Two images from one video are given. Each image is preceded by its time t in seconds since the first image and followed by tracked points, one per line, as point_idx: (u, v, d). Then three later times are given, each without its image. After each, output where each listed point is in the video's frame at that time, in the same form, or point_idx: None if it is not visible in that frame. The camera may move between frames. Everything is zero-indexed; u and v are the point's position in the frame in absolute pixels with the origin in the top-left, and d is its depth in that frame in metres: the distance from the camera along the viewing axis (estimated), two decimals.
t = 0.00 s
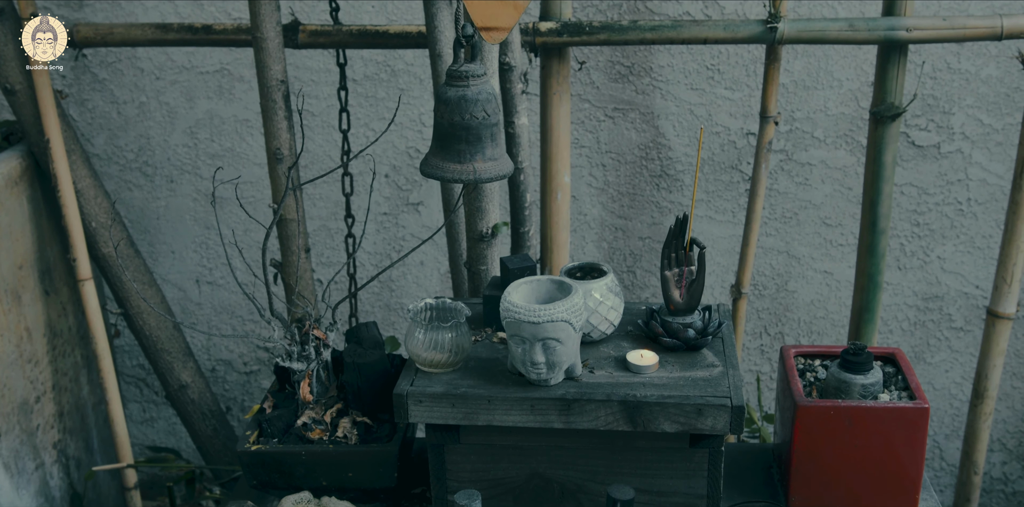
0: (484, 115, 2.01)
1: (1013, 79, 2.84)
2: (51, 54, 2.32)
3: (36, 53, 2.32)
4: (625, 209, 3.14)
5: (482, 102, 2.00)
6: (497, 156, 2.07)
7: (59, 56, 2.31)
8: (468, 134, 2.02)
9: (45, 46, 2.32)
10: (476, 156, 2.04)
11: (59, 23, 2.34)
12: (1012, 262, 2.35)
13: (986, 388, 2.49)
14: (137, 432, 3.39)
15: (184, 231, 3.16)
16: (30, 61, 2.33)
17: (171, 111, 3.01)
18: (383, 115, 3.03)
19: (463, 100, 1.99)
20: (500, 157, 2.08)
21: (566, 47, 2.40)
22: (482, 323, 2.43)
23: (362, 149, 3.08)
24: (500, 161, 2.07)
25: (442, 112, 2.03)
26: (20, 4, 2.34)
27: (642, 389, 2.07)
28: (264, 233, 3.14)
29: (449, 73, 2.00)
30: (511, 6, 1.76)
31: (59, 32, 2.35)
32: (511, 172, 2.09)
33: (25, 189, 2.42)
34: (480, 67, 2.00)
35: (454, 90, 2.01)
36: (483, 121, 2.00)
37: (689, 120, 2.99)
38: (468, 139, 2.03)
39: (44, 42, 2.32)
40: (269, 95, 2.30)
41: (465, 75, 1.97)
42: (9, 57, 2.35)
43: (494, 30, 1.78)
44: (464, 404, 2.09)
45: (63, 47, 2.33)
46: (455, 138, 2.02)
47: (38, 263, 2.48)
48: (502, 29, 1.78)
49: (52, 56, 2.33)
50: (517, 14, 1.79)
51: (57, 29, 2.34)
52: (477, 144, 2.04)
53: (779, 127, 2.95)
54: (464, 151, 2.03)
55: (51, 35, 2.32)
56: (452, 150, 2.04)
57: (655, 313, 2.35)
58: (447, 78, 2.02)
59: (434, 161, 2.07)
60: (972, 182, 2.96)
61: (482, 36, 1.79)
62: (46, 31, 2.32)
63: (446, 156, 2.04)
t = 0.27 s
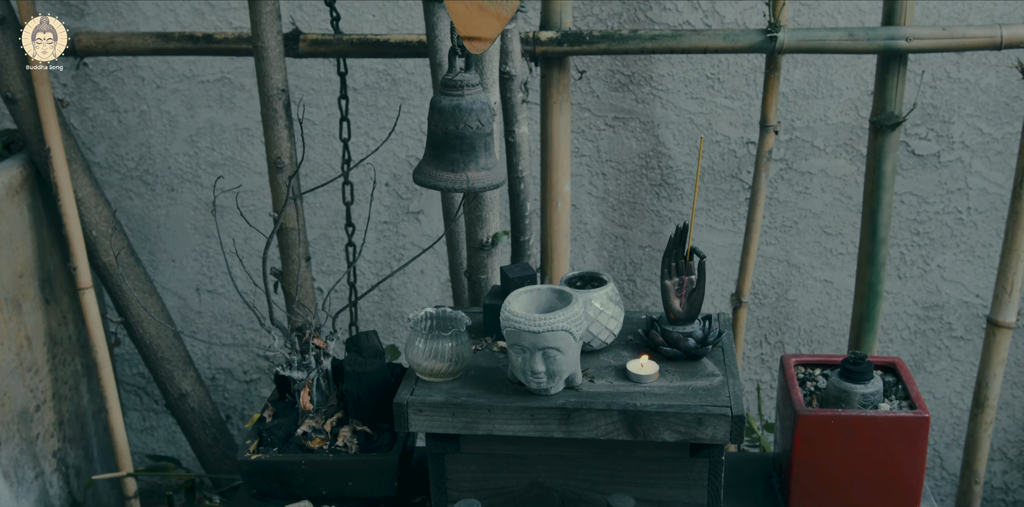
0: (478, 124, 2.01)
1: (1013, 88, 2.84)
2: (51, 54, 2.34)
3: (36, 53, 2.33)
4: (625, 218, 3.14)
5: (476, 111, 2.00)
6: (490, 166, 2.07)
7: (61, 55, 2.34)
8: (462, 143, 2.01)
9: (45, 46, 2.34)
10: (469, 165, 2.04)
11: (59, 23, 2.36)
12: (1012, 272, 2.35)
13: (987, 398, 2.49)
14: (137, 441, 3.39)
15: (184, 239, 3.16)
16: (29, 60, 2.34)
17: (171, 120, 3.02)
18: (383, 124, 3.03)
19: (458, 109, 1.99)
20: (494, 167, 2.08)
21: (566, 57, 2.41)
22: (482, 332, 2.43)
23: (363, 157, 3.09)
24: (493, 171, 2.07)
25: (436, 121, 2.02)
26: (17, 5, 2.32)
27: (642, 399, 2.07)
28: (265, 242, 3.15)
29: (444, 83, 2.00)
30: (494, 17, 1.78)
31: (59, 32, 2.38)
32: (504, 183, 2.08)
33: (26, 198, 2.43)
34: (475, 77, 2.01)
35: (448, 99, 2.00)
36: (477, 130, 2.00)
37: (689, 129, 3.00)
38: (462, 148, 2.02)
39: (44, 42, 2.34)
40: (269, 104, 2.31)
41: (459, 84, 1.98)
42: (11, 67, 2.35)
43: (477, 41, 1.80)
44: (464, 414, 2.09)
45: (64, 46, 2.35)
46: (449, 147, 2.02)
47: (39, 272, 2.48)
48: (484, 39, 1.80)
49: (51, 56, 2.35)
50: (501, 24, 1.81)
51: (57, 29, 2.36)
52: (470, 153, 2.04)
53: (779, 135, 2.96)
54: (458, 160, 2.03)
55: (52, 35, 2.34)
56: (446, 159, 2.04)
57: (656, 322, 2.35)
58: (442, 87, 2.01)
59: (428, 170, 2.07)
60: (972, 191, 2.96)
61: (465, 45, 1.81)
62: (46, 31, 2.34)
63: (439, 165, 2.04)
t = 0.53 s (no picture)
0: (478, 131, 2.00)
1: (1013, 96, 2.85)
2: (51, 54, 2.37)
3: (36, 53, 2.34)
4: (626, 225, 3.14)
5: (477, 119, 1.99)
6: (490, 173, 2.07)
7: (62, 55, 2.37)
8: (462, 150, 2.01)
9: (45, 45, 2.36)
10: (469, 173, 2.04)
11: (59, 24, 2.39)
12: (1014, 279, 2.35)
13: (988, 405, 2.49)
14: (138, 448, 3.39)
15: (186, 247, 3.16)
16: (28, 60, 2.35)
17: (173, 127, 3.02)
18: (384, 131, 3.04)
19: (457, 117, 1.98)
20: (493, 174, 2.08)
21: (567, 64, 2.41)
22: (484, 340, 2.43)
23: (364, 165, 3.09)
24: (493, 178, 2.07)
25: (436, 128, 2.02)
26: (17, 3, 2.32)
27: (643, 406, 2.06)
28: (266, 249, 3.15)
29: (444, 90, 1.99)
30: (483, 24, 1.76)
31: (57, 32, 2.40)
32: (503, 190, 2.08)
33: (28, 205, 2.43)
34: (474, 84, 2.00)
35: (448, 106, 2.00)
36: (477, 138, 1.99)
37: (690, 137, 3.00)
38: (461, 156, 2.02)
39: (45, 42, 2.36)
40: (271, 111, 2.31)
41: (459, 92, 1.97)
42: (13, 75, 2.36)
43: (466, 47, 1.77)
44: (466, 421, 2.08)
45: (64, 47, 2.38)
46: (449, 155, 2.01)
47: (40, 279, 2.48)
48: (474, 45, 1.77)
49: (51, 56, 2.38)
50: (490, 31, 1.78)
51: (56, 29, 2.38)
52: (470, 161, 2.03)
53: (780, 143, 2.96)
54: (457, 167, 2.03)
55: (52, 35, 2.37)
56: (446, 166, 2.03)
57: (657, 330, 2.35)
58: (441, 94, 2.00)
59: (428, 177, 2.06)
60: (973, 198, 2.97)
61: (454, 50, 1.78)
62: (46, 31, 2.36)
63: (438, 172, 2.04)
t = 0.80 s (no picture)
0: (486, 140, 2.01)
1: (1013, 105, 2.86)
2: (51, 54, 2.34)
3: (36, 53, 2.32)
4: (627, 234, 3.15)
5: (484, 127, 1.99)
6: (498, 181, 2.08)
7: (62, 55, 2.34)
8: (470, 160, 2.01)
9: (45, 45, 2.34)
10: (478, 181, 2.04)
11: (59, 23, 2.36)
12: (1014, 288, 2.35)
13: (989, 414, 2.49)
14: (139, 457, 3.38)
15: (187, 255, 3.17)
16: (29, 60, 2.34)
17: (175, 136, 3.03)
18: (386, 140, 3.04)
19: (466, 126, 1.99)
20: (501, 182, 2.08)
21: (568, 74, 2.42)
22: (485, 349, 2.43)
23: (365, 174, 3.09)
24: (501, 186, 2.07)
25: (444, 138, 2.02)
26: (18, 3, 2.31)
27: (645, 415, 2.06)
28: (267, 258, 3.15)
29: (451, 99, 2.00)
30: (492, 32, 1.80)
31: (58, 31, 2.37)
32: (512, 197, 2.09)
33: (30, 214, 2.43)
34: (481, 93, 2.00)
35: (455, 115, 2.00)
36: (485, 146, 2.00)
37: (691, 146, 3.01)
38: (470, 165, 2.02)
39: (45, 42, 2.33)
40: (273, 121, 2.31)
41: (467, 101, 1.97)
42: (16, 84, 2.36)
43: (475, 55, 1.81)
44: (467, 430, 2.08)
45: (64, 47, 2.35)
46: (457, 164, 2.02)
47: (42, 288, 2.48)
48: (482, 53, 1.81)
49: (51, 56, 2.35)
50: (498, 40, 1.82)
51: (57, 29, 2.36)
52: (479, 170, 2.04)
53: (780, 152, 2.96)
54: (466, 177, 2.03)
55: (52, 35, 2.34)
56: (454, 176, 2.03)
57: (658, 339, 2.35)
58: (448, 103, 2.01)
59: (436, 186, 2.06)
60: (973, 207, 2.97)
61: (462, 60, 1.83)
62: (46, 31, 2.33)
63: (447, 182, 2.04)
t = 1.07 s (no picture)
0: (492, 148, 2.01)
1: (1013, 113, 2.87)
2: (51, 54, 2.33)
3: (36, 53, 2.32)
4: (628, 241, 3.15)
5: (491, 135, 2.00)
6: (505, 189, 2.08)
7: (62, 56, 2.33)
8: (477, 168, 2.02)
9: (45, 45, 2.32)
10: (485, 189, 2.05)
11: (59, 23, 2.34)
12: (1015, 296, 2.36)
13: (991, 422, 2.49)
14: (139, 464, 3.38)
15: (188, 263, 3.17)
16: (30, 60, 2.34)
17: (176, 144, 3.03)
18: (387, 148, 3.05)
19: (472, 134, 1.99)
20: (508, 190, 2.09)
21: (569, 81, 2.42)
22: (486, 356, 2.43)
23: (367, 181, 3.10)
24: (508, 194, 2.08)
25: (450, 146, 2.02)
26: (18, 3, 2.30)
27: (646, 423, 2.06)
28: (268, 265, 3.16)
29: (457, 107, 2.00)
30: (512, 41, 1.84)
31: (58, 31, 2.36)
32: (518, 205, 2.10)
33: (31, 221, 2.43)
34: (486, 101, 2.01)
35: (462, 124, 2.00)
36: (492, 154, 2.01)
37: (692, 154, 3.02)
38: (477, 173, 2.03)
39: (44, 42, 2.32)
40: (275, 128, 2.32)
41: (473, 109, 1.98)
42: (18, 91, 2.37)
43: (496, 65, 1.86)
44: (468, 438, 2.08)
45: (64, 47, 2.34)
46: (463, 172, 2.02)
47: (43, 295, 2.48)
48: (503, 63, 1.86)
49: (51, 56, 2.34)
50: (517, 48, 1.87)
51: (57, 29, 2.34)
52: (486, 178, 2.04)
53: (781, 160, 2.97)
54: (473, 184, 2.03)
55: (52, 35, 2.32)
56: (461, 184, 2.04)
57: (659, 346, 2.35)
58: (454, 112, 2.01)
59: (444, 195, 2.07)
60: (973, 215, 2.98)
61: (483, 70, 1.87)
62: (46, 31, 2.32)
63: (455, 190, 2.04)
